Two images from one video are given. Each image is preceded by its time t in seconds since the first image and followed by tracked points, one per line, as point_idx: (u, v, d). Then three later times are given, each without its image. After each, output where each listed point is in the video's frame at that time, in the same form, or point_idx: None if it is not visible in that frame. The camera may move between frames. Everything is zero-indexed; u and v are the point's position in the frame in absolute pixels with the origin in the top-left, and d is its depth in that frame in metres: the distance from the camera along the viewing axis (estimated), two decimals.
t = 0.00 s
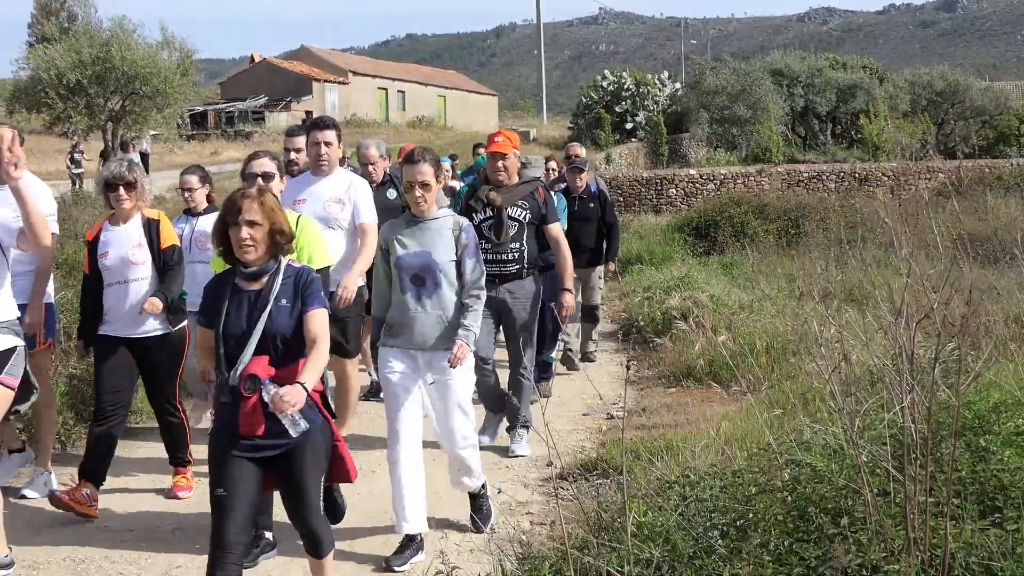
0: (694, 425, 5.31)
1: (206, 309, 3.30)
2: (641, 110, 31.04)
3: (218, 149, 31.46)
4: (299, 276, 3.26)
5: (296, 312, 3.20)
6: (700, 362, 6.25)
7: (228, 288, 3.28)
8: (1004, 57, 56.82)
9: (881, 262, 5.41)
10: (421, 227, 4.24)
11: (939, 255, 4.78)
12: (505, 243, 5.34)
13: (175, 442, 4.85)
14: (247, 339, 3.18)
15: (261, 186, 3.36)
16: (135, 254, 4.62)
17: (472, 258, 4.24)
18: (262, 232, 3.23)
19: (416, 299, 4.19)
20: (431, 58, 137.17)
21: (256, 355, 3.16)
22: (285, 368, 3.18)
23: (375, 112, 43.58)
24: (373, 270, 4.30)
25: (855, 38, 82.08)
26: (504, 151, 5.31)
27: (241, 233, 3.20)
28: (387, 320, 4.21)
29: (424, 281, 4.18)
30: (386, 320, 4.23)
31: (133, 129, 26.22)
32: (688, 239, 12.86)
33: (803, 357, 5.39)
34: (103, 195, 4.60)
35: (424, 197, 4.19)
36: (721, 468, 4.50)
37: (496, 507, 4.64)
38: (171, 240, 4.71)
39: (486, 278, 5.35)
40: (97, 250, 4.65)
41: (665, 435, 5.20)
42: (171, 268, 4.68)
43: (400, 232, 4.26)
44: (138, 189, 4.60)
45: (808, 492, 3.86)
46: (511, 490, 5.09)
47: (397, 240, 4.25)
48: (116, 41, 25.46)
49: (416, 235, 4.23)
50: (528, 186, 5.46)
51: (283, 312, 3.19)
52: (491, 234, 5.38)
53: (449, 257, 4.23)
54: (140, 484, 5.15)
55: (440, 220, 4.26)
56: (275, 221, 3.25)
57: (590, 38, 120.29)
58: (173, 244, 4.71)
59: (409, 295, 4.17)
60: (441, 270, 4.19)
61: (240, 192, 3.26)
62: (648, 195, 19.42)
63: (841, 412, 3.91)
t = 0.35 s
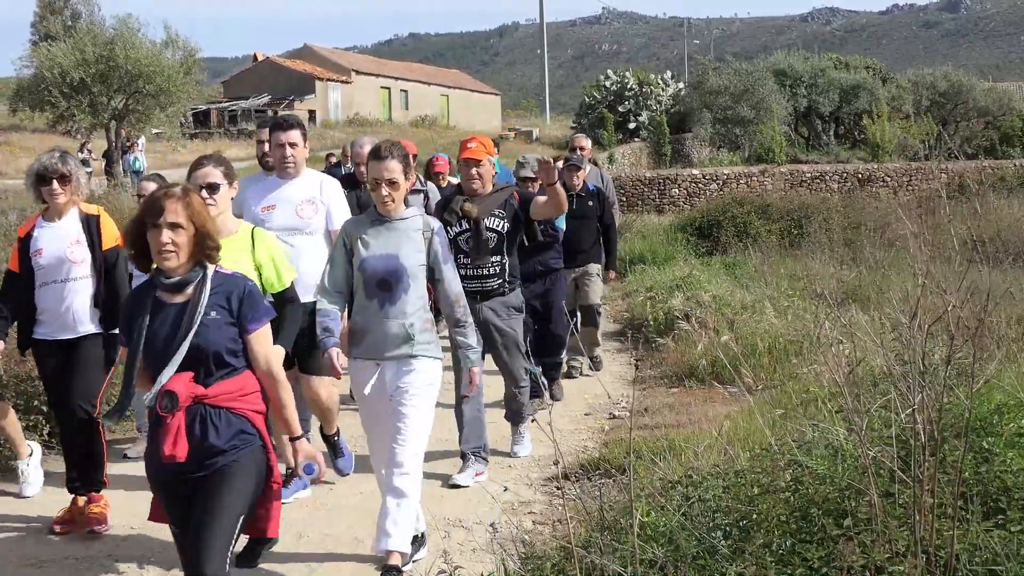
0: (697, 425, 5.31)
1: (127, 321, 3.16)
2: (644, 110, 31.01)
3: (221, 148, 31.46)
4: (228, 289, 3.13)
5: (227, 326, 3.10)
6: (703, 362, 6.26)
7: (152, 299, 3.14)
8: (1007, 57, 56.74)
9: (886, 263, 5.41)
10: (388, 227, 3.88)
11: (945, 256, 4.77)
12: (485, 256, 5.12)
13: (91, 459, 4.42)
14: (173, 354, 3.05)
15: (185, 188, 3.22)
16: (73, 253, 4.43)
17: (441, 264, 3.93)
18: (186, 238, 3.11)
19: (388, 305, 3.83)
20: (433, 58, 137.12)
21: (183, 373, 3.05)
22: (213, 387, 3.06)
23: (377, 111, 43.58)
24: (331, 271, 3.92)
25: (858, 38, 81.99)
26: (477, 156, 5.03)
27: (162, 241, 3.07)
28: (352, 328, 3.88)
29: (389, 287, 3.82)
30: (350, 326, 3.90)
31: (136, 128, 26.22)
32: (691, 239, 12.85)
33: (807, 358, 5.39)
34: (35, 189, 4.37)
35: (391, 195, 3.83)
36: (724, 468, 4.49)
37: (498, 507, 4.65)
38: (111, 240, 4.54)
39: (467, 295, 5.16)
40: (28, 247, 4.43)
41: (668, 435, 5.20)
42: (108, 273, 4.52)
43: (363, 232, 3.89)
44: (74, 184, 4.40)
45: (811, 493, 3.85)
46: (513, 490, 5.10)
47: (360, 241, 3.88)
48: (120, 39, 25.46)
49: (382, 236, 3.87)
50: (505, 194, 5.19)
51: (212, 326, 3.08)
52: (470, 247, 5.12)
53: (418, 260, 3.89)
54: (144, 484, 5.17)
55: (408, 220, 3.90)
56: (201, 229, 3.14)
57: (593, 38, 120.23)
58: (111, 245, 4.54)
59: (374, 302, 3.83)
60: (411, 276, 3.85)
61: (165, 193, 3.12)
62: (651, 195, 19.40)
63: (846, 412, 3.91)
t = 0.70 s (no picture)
0: (701, 424, 5.31)
1: (53, 335, 2.71)
2: (647, 109, 30.97)
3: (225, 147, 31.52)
4: (170, 308, 2.69)
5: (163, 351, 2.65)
6: (706, 362, 6.26)
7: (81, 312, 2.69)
8: (1012, 55, 56.55)
9: (889, 262, 5.40)
10: (357, 232, 3.59)
11: (949, 256, 4.76)
12: (455, 254, 4.92)
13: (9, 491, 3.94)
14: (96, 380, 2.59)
15: (131, 186, 2.77)
16: (14, 276, 4.01)
17: (414, 273, 3.59)
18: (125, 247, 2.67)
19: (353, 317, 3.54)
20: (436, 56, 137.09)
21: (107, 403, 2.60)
22: (141, 420, 2.62)
23: (380, 109, 43.58)
24: (297, 277, 3.65)
25: (861, 37, 81.82)
26: (453, 148, 4.78)
27: (100, 248, 2.64)
28: (313, 342, 3.59)
29: (353, 296, 3.53)
30: (312, 340, 3.60)
31: (140, 127, 26.26)
32: (695, 238, 12.85)
33: (811, 357, 5.41)
34: None
35: (364, 193, 3.56)
36: (727, 468, 4.50)
37: (503, 507, 4.65)
38: (56, 265, 4.09)
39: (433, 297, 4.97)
40: None
41: (672, 434, 5.20)
42: (55, 301, 4.06)
43: (331, 235, 3.60)
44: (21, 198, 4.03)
45: (815, 492, 3.84)
46: (518, 489, 5.11)
47: (327, 245, 3.59)
48: (124, 37, 25.48)
49: (350, 242, 3.58)
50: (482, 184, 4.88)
51: (146, 351, 2.63)
52: (440, 246, 4.95)
53: (387, 269, 3.58)
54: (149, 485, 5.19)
55: (379, 225, 3.61)
56: (145, 236, 2.71)
57: (597, 36, 120.12)
58: (58, 271, 4.08)
59: (335, 313, 3.54)
60: (377, 286, 3.55)
61: (104, 193, 2.68)
62: (655, 194, 19.39)
63: (848, 412, 3.91)
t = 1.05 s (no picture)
0: (706, 424, 5.31)
1: None
2: (651, 109, 30.95)
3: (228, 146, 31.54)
4: (57, 333, 2.39)
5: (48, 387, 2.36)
6: (710, 362, 6.26)
7: None
8: (1016, 55, 56.38)
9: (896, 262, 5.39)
10: (296, 258, 3.29)
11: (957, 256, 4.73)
12: (427, 260, 4.59)
13: None
14: None
15: (4, 201, 2.47)
16: None
17: (358, 298, 3.29)
18: None
19: (293, 351, 3.24)
20: (440, 57, 137.09)
21: None
22: (36, 472, 2.36)
23: (384, 110, 43.57)
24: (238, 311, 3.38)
25: (865, 37, 81.79)
26: (420, 148, 4.53)
27: None
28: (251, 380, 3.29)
29: (292, 329, 3.23)
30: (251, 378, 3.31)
31: (144, 127, 26.29)
32: (698, 239, 12.84)
33: (817, 357, 5.39)
34: None
35: (304, 213, 3.29)
36: (732, 468, 4.49)
37: (507, 507, 4.65)
38: None
39: (408, 303, 4.61)
40: None
41: (677, 435, 5.20)
42: None
43: (269, 262, 3.31)
44: None
45: (820, 494, 3.84)
46: (523, 489, 5.11)
47: (265, 274, 3.30)
48: (128, 38, 25.50)
49: (289, 268, 3.28)
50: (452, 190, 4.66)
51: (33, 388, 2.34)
52: (410, 251, 4.63)
53: (331, 298, 3.28)
54: (154, 486, 5.20)
55: (320, 246, 3.30)
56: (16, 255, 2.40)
57: (600, 37, 120.05)
58: None
59: (274, 348, 3.23)
60: (320, 314, 3.24)
61: None
62: (658, 194, 19.36)
63: (855, 413, 3.90)
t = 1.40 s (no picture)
0: (712, 425, 5.32)
1: None
2: (654, 109, 30.95)
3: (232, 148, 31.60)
4: None
5: None
6: (715, 363, 6.27)
7: None
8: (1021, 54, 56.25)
9: (900, 261, 5.39)
10: (226, 261, 2.85)
11: (962, 255, 4.71)
12: (385, 277, 4.20)
13: None
14: None
15: None
16: None
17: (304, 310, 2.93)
18: None
19: (226, 364, 2.83)
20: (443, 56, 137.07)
21: None
22: None
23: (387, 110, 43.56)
24: (154, 312, 2.91)
25: (869, 35, 81.70)
26: (374, 157, 4.15)
27: None
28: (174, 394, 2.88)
29: (226, 341, 2.82)
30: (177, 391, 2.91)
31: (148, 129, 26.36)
32: (702, 239, 12.83)
33: (822, 358, 5.39)
34: None
35: (233, 211, 2.86)
36: (737, 469, 4.50)
37: (511, 508, 4.66)
38: None
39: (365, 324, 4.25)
40: None
41: (682, 436, 5.20)
42: None
43: (193, 264, 2.87)
44: None
45: (824, 494, 3.85)
46: (528, 491, 5.12)
47: (192, 277, 2.86)
48: (132, 40, 25.56)
49: (216, 272, 2.85)
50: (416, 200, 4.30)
51: None
52: (368, 268, 4.23)
53: (267, 306, 2.87)
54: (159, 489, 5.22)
55: (252, 250, 2.88)
56: None
57: (603, 36, 119.99)
58: None
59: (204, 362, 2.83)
60: (252, 327, 2.83)
61: None
62: (662, 195, 19.36)
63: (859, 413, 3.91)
